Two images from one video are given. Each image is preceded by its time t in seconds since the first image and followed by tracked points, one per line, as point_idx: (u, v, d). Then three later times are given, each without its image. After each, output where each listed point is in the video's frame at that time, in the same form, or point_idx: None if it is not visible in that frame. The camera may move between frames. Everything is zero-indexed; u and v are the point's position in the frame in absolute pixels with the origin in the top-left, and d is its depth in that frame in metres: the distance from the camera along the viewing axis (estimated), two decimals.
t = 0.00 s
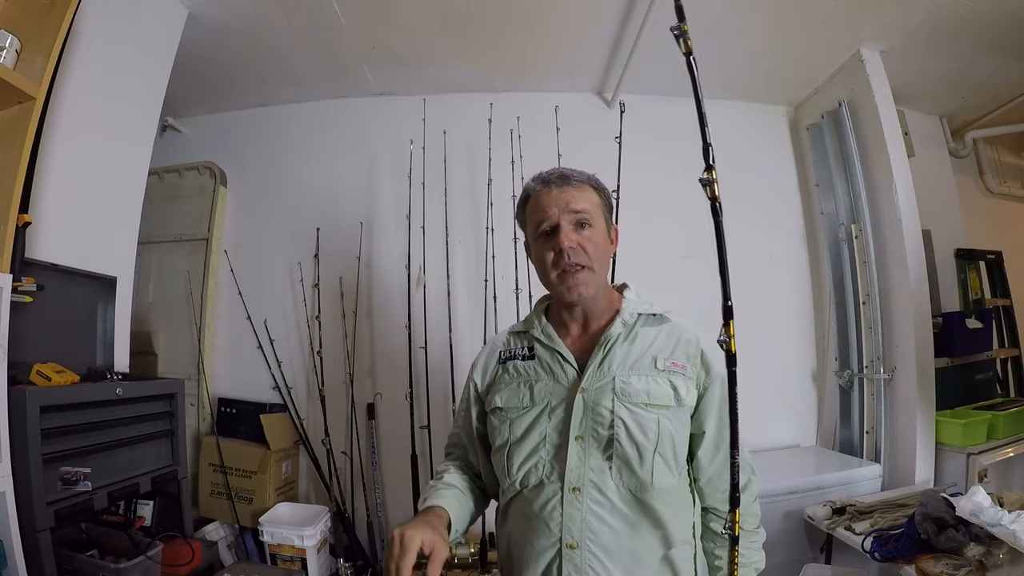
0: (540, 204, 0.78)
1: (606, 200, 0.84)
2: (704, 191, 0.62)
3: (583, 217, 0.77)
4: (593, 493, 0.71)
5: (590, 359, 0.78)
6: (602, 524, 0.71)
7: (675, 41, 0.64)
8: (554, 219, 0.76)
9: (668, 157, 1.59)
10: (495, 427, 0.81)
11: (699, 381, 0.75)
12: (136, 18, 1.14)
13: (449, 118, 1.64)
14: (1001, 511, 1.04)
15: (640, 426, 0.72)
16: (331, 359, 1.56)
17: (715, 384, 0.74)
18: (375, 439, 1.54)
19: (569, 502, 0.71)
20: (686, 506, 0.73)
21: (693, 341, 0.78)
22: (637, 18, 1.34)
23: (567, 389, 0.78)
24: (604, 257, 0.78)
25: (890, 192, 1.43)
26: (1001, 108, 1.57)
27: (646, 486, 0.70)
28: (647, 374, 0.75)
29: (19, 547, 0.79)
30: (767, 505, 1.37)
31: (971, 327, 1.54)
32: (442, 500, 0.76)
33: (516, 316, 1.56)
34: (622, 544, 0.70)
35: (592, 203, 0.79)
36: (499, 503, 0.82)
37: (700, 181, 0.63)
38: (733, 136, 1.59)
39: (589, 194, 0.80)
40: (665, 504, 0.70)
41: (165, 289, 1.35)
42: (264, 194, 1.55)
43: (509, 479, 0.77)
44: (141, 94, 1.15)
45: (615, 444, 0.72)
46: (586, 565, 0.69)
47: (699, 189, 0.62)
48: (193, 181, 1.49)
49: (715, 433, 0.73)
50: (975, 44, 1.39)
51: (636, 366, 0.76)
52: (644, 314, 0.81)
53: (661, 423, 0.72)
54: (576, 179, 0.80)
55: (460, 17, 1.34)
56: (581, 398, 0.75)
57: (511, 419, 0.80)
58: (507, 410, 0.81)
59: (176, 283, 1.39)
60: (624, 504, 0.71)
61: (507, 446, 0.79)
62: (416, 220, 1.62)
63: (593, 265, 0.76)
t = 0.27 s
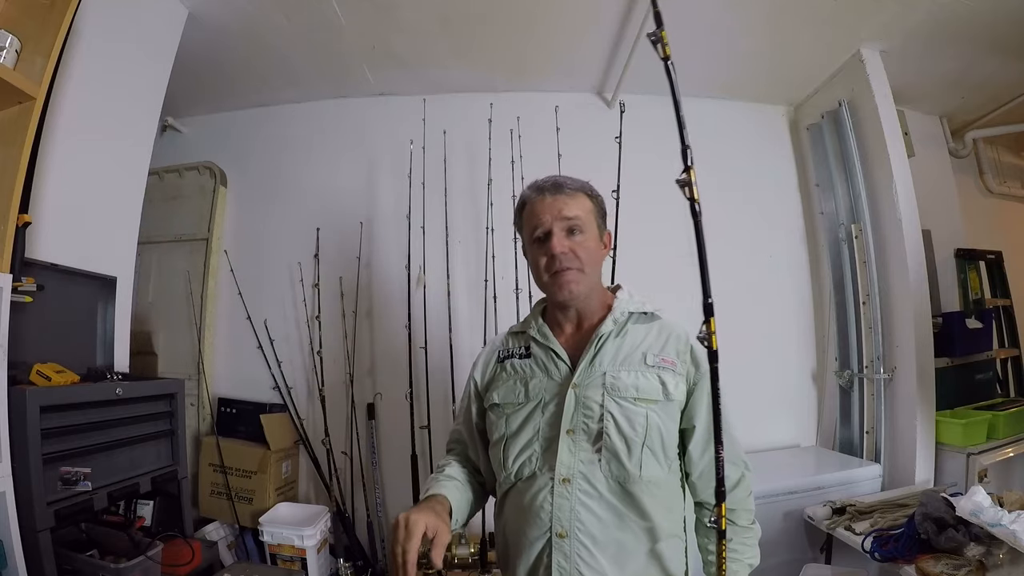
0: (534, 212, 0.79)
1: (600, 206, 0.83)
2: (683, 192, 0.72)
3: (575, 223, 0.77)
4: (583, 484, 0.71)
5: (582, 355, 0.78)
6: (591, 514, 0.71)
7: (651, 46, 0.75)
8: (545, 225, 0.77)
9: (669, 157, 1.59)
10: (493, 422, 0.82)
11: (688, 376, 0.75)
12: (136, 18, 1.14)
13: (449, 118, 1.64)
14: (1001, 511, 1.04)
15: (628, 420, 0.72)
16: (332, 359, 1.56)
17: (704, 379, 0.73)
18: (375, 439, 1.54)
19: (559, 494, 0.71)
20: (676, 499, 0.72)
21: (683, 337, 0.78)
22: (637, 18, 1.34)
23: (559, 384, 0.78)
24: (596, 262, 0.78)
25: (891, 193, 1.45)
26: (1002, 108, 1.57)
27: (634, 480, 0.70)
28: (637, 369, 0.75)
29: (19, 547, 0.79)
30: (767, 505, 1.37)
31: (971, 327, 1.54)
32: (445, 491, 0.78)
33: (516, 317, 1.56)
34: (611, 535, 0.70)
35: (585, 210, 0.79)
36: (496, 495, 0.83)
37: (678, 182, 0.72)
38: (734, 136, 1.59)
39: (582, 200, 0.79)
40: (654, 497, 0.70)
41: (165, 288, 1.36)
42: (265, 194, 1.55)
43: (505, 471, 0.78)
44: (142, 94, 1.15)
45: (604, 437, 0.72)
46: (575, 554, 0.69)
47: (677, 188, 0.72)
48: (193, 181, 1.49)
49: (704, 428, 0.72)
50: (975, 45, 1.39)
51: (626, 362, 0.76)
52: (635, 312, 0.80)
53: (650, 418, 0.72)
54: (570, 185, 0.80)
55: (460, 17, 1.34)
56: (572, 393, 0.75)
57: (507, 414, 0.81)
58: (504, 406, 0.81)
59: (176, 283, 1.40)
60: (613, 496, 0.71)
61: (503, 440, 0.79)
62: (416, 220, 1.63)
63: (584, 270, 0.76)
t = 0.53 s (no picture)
0: (514, 225, 0.79)
1: (582, 209, 0.81)
2: (665, 200, 0.76)
3: (553, 233, 0.76)
4: (579, 482, 0.71)
5: (578, 356, 0.78)
6: (587, 512, 0.70)
7: (633, 58, 0.80)
8: (524, 237, 0.77)
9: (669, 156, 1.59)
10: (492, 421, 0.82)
11: (683, 375, 0.75)
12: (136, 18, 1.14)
13: (449, 118, 1.64)
14: (1001, 511, 1.03)
15: (623, 419, 0.72)
16: (332, 359, 1.56)
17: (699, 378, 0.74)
18: (375, 439, 1.54)
19: (555, 491, 0.71)
20: (672, 497, 0.73)
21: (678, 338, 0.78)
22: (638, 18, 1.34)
23: (556, 385, 0.78)
24: (579, 269, 0.77)
25: (891, 194, 1.45)
26: (1003, 107, 1.57)
27: (629, 478, 0.70)
28: (632, 369, 0.75)
29: (19, 547, 0.79)
30: (767, 505, 1.37)
31: (971, 327, 1.54)
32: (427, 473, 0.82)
33: (516, 317, 1.56)
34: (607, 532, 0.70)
35: (564, 217, 0.77)
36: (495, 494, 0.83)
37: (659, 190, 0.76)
38: (734, 136, 1.59)
39: (560, 208, 0.78)
40: (649, 495, 0.70)
41: (164, 288, 1.37)
42: (265, 193, 1.54)
43: (504, 470, 0.78)
44: (142, 94, 1.15)
45: (599, 437, 0.72)
46: (571, 552, 0.69)
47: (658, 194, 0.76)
48: (193, 181, 1.49)
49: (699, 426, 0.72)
50: (975, 45, 1.39)
51: (621, 362, 0.76)
52: (631, 313, 0.80)
53: (644, 417, 0.72)
54: (547, 195, 0.78)
55: (460, 17, 1.34)
56: (569, 393, 0.75)
57: (506, 415, 0.80)
58: (503, 407, 0.81)
59: (176, 283, 1.40)
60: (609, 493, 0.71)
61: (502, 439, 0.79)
62: (416, 221, 1.63)
63: (565, 279, 0.76)
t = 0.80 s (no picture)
0: (520, 224, 0.78)
1: (588, 209, 0.82)
2: (661, 202, 0.76)
3: (562, 231, 0.76)
4: (585, 481, 0.71)
5: (582, 355, 0.78)
6: (593, 510, 0.71)
7: (626, 57, 0.81)
8: (532, 236, 0.77)
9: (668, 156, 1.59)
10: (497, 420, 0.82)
11: (687, 374, 0.75)
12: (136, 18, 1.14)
13: (449, 118, 1.64)
14: (1001, 511, 1.04)
15: (628, 418, 0.72)
16: (332, 359, 1.56)
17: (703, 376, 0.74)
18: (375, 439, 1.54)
19: (561, 490, 0.72)
20: (676, 495, 0.73)
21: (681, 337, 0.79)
22: (637, 18, 1.34)
23: (561, 385, 0.78)
24: (587, 267, 0.77)
25: (891, 193, 1.45)
26: (1003, 107, 1.56)
27: (635, 477, 0.70)
28: (637, 368, 0.75)
29: (19, 547, 0.79)
30: (767, 505, 1.37)
31: (971, 327, 1.54)
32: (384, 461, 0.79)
33: (516, 317, 1.56)
34: (613, 531, 0.70)
35: (571, 216, 0.78)
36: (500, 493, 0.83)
37: (654, 192, 0.76)
38: (734, 136, 1.58)
39: (567, 207, 0.78)
40: (654, 493, 0.70)
41: (165, 289, 1.36)
42: (265, 193, 1.54)
43: (510, 469, 0.78)
44: (141, 94, 1.15)
45: (605, 436, 0.72)
46: (577, 550, 0.70)
47: (654, 197, 0.76)
48: (193, 181, 1.49)
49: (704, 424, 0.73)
50: (975, 45, 1.39)
51: (626, 361, 0.76)
52: (634, 312, 0.80)
53: (649, 416, 0.72)
54: (553, 194, 0.79)
55: (460, 17, 1.34)
56: (575, 392, 0.75)
57: (512, 414, 0.80)
58: (509, 406, 0.80)
59: (176, 283, 1.39)
60: (615, 492, 0.71)
61: (508, 438, 0.79)
62: (416, 221, 1.63)
63: (574, 276, 0.76)
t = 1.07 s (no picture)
0: (529, 225, 0.78)
1: (596, 210, 0.81)
2: (668, 202, 0.76)
3: (571, 232, 0.76)
4: (592, 482, 0.71)
5: (588, 357, 0.78)
6: (600, 512, 0.71)
7: (633, 62, 0.80)
8: (541, 237, 0.76)
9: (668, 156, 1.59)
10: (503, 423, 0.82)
11: (693, 373, 0.75)
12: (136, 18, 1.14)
13: (449, 118, 1.64)
14: (1001, 511, 1.04)
15: (635, 418, 0.72)
16: (332, 359, 1.56)
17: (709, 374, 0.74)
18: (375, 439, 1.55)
19: (569, 492, 0.72)
20: (683, 494, 0.73)
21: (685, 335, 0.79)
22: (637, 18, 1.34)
23: (567, 386, 0.78)
24: (596, 268, 0.78)
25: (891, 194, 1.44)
26: (1003, 107, 1.56)
27: (643, 477, 0.70)
28: (642, 368, 0.75)
29: (19, 547, 0.78)
30: (767, 505, 1.37)
31: (971, 327, 1.54)
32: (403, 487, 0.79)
33: (516, 317, 1.56)
34: (621, 532, 0.70)
35: (581, 217, 0.78)
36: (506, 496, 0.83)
37: (661, 193, 0.76)
38: (733, 136, 1.59)
39: (577, 208, 0.78)
40: (661, 493, 0.71)
41: (165, 288, 1.35)
42: (266, 194, 1.54)
43: (517, 471, 0.78)
44: (141, 94, 1.15)
45: (612, 436, 0.72)
46: (585, 552, 0.69)
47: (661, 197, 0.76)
48: (193, 181, 1.49)
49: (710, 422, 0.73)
50: (975, 45, 1.39)
51: (632, 362, 0.76)
52: (639, 312, 0.80)
53: (656, 416, 0.72)
54: (563, 195, 0.78)
55: (460, 17, 1.34)
56: (581, 394, 0.75)
57: (519, 417, 0.80)
58: (515, 410, 0.81)
59: (176, 283, 1.38)
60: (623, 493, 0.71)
61: (515, 441, 0.79)
62: (416, 221, 1.63)
63: (584, 278, 0.76)
